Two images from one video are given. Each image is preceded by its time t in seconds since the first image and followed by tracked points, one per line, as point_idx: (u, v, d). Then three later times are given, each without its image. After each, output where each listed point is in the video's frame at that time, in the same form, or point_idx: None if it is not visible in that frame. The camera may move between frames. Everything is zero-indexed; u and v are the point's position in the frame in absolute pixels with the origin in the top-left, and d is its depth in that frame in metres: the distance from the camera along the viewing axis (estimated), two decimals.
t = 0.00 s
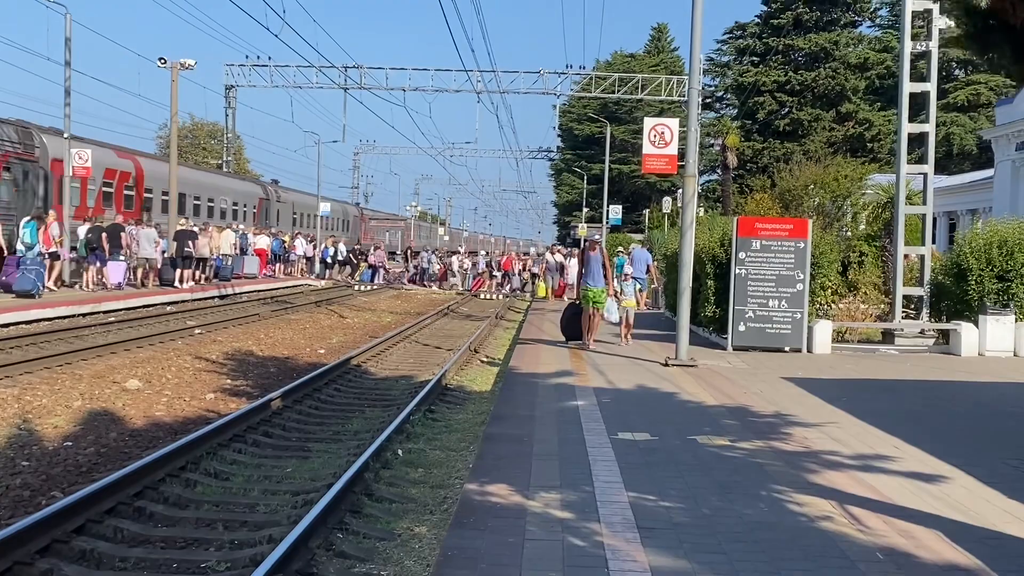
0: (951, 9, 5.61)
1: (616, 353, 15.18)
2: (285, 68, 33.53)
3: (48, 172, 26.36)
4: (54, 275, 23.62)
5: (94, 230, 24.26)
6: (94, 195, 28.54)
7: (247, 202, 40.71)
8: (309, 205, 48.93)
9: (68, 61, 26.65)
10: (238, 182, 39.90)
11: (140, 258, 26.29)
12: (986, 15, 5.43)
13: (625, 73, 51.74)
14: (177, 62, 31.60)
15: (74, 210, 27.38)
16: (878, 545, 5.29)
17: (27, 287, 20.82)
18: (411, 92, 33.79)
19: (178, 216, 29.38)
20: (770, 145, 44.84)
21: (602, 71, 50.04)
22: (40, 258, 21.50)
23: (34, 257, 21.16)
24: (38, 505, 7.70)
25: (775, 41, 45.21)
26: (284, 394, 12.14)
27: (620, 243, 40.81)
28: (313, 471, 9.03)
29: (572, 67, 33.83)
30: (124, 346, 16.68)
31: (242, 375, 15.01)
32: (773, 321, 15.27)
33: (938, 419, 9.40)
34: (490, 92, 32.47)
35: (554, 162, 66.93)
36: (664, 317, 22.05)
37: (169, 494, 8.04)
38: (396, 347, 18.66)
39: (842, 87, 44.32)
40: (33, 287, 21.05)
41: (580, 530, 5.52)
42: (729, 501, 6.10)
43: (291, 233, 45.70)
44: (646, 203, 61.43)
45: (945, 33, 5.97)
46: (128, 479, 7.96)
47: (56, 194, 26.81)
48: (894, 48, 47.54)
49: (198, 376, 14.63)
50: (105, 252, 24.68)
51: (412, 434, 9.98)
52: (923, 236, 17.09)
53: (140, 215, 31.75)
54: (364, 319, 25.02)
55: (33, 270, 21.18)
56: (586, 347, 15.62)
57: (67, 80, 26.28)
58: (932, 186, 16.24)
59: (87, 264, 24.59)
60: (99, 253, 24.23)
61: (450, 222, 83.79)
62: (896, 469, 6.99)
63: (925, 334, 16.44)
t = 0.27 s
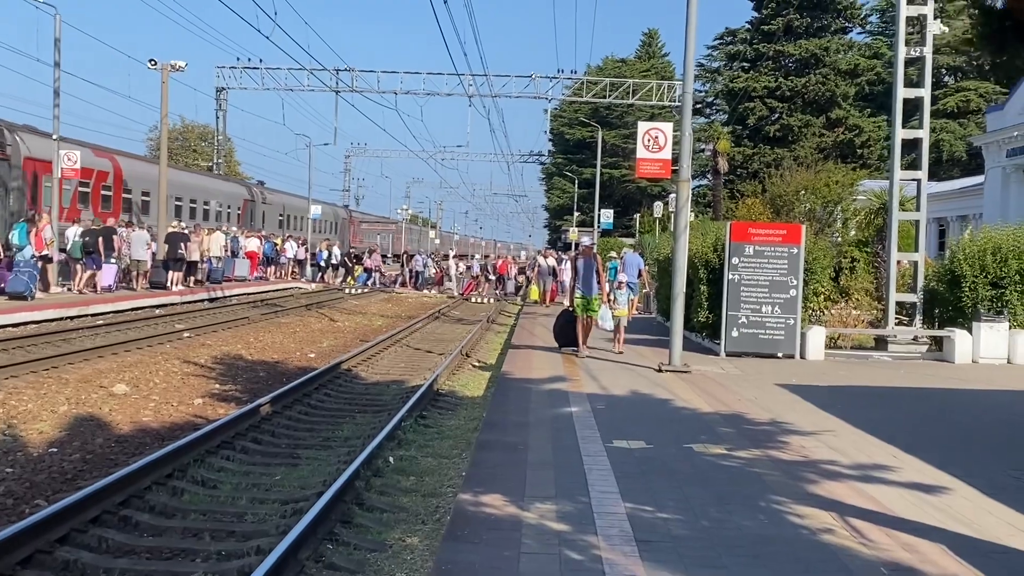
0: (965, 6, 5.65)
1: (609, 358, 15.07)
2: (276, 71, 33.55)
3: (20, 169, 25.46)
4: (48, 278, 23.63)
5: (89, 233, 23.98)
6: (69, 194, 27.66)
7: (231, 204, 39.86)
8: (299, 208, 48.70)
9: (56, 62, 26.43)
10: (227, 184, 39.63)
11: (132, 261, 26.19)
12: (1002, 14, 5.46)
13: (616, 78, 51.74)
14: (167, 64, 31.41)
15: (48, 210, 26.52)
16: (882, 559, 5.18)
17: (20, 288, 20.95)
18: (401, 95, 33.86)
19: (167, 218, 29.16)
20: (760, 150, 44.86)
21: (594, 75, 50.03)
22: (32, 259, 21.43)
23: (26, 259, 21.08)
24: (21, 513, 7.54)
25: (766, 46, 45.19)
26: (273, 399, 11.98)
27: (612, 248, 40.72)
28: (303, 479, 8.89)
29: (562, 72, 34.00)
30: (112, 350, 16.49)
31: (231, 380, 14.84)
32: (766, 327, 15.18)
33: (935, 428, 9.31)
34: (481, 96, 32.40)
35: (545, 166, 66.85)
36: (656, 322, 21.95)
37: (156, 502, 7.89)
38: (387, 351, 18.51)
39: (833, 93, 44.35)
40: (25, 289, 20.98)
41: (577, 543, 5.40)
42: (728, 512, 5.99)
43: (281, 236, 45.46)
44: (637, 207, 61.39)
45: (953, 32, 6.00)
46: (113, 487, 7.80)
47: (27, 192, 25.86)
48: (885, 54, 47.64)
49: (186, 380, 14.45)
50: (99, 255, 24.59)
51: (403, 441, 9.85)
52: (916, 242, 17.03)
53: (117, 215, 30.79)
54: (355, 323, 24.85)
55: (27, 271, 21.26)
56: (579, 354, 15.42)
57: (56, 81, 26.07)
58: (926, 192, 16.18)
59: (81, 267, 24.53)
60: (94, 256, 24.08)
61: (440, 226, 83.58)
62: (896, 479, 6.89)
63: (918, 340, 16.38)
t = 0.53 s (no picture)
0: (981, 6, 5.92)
1: (597, 363, 14.95)
2: (261, 73, 33.33)
3: None
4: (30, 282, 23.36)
5: (75, 234, 23.80)
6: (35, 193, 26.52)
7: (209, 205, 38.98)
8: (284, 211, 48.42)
9: (38, 61, 26.17)
10: (210, 187, 39.28)
11: (116, 263, 25.91)
12: (1010, 11, 5.75)
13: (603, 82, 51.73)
14: (150, 64, 31.16)
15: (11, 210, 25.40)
16: (877, 572, 5.08)
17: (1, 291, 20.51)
18: (387, 98, 33.70)
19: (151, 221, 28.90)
20: (746, 155, 44.91)
21: (580, 80, 50.01)
22: (16, 262, 21.15)
23: (11, 260, 20.80)
24: None
25: (752, 51, 45.21)
26: (255, 404, 11.80)
27: (599, 253, 40.63)
28: (284, 487, 8.71)
29: (550, 76, 33.93)
30: (92, 353, 16.26)
31: (213, 384, 14.64)
32: (754, 333, 15.10)
33: (925, 435, 9.23)
34: (468, 99, 32.35)
35: (531, 171, 66.76)
36: (643, 327, 21.83)
37: (133, 510, 7.71)
38: (371, 356, 18.34)
39: (819, 98, 44.41)
40: (8, 291, 20.66)
41: (565, 555, 5.26)
42: (719, 522, 5.88)
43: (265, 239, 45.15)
44: (623, 212, 61.34)
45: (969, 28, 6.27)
46: (90, 495, 7.61)
47: None
48: (870, 60, 47.79)
49: (167, 385, 14.24)
50: (85, 257, 24.34)
51: (387, 448, 9.68)
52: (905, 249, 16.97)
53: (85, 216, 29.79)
54: (339, 327, 24.66)
55: (10, 273, 20.91)
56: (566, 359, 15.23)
57: (38, 80, 25.81)
58: (914, 198, 16.13)
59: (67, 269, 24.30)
60: (80, 258, 23.88)
61: (426, 229, 83.35)
62: (889, 488, 6.79)
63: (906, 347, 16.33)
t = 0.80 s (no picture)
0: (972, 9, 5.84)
1: (577, 370, 14.87)
2: (240, 78, 33.13)
3: None
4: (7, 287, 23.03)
5: (54, 239, 23.55)
6: None
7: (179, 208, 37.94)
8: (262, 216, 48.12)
9: (13, 64, 25.87)
10: (188, 192, 38.92)
11: (93, 268, 25.63)
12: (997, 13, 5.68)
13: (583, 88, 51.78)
14: (128, 68, 30.89)
15: None
16: None
17: None
18: (367, 103, 33.55)
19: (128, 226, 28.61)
20: (725, 162, 45.02)
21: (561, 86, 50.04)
22: None
23: None
24: None
25: (731, 59, 45.32)
26: (230, 412, 11.63)
27: (579, 259, 40.57)
28: (258, 497, 8.57)
29: (530, 82, 33.91)
30: (65, 360, 16.02)
31: (188, 391, 14.44)
32: (733, 339, 15.05)
33: (906, 443, 9.18)
34: (447, 105, 32.27)
35: (511, 177, 66.72)
36: (623, 333, 21.81)
37: (103, 521, 7.54)
38: (350, 362, 18.17)
39: (797, 106, 44.59)
40: None
41: (544, 568, 5.16)
42: (700, 533, 5.79)
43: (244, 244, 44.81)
44: (602, 218, 61.38)
45: (959, 29, 6.21)
46: (57, 505, 7.43)
47: None
48: (848, 68, 48.08)
49: (141, 392, 14.03)
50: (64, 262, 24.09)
51: (364, 456, 9.55)
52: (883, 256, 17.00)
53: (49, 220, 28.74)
54: (317, 333, 24.46)
55: None
56: (547, 366, 15.04)
57: (14, 84, 25.56)
58: (893, 205, 16.14)
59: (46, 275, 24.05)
60: (59, 263, 23.62)
61: (405, 235, 83.11)
62: (871, 498, 6.73)
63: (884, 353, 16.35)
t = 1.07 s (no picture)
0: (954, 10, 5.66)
1: (553, 378, 14.71)
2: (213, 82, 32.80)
3: None
4: None
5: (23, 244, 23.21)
6: None
7: (146, 211, 36.95)
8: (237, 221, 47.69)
9: None
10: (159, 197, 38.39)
11: (64, 274, 25.25)
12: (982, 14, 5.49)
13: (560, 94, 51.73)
14: (98, 72, 30.47)
15: None
16: None
17: None
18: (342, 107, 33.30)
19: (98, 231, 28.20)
20: (702, 168, 45.07)
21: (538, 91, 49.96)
22: None
23: None
24: None
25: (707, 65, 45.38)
26: (198, 422, 11.37)
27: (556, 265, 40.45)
28: (224, 510, 8.34)
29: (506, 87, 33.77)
30: (30, 368, 15.68)
31: (155, 400, 14.16)
32: (710, 346, 14.94)
33: (883, 452, 9.07)
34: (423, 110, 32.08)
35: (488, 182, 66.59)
36: (600, 339, 21.71)
37: (62, 536, 7.29)
38: (322, 370, 17.96)
39: (773, 113, 44.69)
40: None
41: None
42: (675, 548, 5.64)
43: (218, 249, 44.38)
44: (580, 223, 61.33)
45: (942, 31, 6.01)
46: (17, 520, 7.19)
47: None
48: (823, 75, 48.34)
49: (107, 401, 13.74)
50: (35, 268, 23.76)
51: (334, 467, 9.34)
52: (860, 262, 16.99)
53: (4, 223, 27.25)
54: (290, 340, 24.18)
55: None
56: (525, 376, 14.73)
57: None
58: (869, 211, 16.10)
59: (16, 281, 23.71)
60: (29, 269, 23.27)
61: (382, 240, 82.73)
62: (849, 510, 6.60)
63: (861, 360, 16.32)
